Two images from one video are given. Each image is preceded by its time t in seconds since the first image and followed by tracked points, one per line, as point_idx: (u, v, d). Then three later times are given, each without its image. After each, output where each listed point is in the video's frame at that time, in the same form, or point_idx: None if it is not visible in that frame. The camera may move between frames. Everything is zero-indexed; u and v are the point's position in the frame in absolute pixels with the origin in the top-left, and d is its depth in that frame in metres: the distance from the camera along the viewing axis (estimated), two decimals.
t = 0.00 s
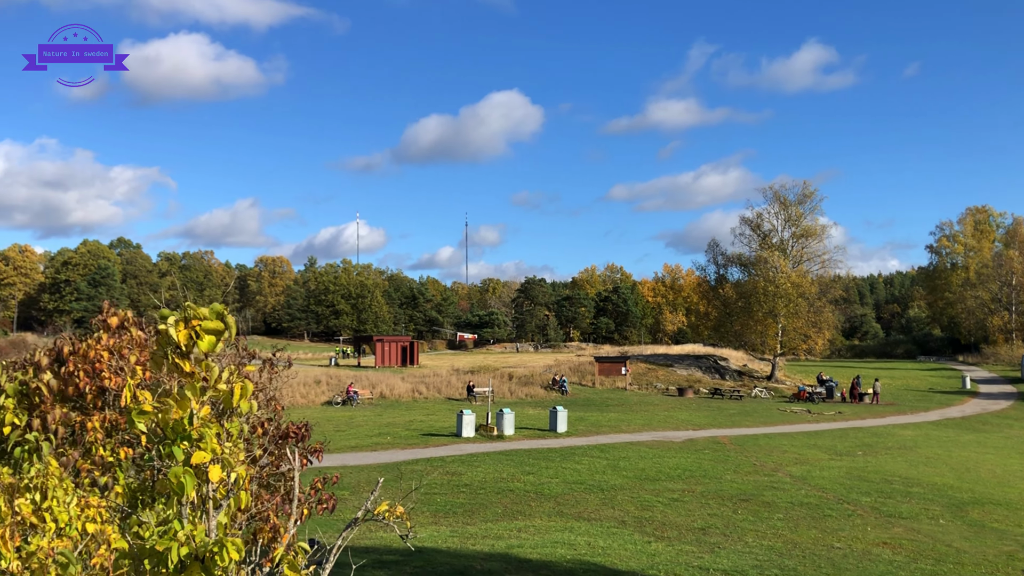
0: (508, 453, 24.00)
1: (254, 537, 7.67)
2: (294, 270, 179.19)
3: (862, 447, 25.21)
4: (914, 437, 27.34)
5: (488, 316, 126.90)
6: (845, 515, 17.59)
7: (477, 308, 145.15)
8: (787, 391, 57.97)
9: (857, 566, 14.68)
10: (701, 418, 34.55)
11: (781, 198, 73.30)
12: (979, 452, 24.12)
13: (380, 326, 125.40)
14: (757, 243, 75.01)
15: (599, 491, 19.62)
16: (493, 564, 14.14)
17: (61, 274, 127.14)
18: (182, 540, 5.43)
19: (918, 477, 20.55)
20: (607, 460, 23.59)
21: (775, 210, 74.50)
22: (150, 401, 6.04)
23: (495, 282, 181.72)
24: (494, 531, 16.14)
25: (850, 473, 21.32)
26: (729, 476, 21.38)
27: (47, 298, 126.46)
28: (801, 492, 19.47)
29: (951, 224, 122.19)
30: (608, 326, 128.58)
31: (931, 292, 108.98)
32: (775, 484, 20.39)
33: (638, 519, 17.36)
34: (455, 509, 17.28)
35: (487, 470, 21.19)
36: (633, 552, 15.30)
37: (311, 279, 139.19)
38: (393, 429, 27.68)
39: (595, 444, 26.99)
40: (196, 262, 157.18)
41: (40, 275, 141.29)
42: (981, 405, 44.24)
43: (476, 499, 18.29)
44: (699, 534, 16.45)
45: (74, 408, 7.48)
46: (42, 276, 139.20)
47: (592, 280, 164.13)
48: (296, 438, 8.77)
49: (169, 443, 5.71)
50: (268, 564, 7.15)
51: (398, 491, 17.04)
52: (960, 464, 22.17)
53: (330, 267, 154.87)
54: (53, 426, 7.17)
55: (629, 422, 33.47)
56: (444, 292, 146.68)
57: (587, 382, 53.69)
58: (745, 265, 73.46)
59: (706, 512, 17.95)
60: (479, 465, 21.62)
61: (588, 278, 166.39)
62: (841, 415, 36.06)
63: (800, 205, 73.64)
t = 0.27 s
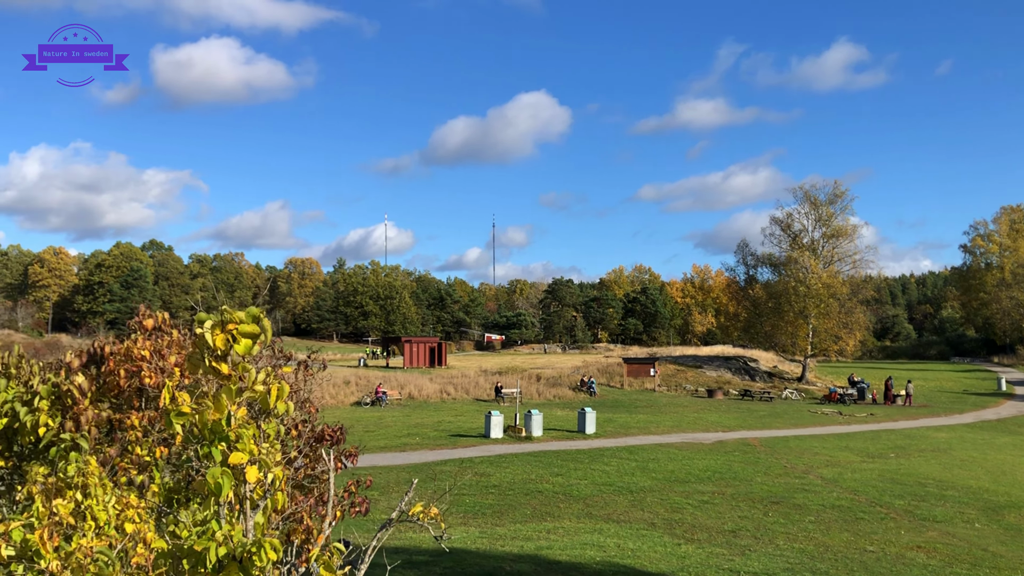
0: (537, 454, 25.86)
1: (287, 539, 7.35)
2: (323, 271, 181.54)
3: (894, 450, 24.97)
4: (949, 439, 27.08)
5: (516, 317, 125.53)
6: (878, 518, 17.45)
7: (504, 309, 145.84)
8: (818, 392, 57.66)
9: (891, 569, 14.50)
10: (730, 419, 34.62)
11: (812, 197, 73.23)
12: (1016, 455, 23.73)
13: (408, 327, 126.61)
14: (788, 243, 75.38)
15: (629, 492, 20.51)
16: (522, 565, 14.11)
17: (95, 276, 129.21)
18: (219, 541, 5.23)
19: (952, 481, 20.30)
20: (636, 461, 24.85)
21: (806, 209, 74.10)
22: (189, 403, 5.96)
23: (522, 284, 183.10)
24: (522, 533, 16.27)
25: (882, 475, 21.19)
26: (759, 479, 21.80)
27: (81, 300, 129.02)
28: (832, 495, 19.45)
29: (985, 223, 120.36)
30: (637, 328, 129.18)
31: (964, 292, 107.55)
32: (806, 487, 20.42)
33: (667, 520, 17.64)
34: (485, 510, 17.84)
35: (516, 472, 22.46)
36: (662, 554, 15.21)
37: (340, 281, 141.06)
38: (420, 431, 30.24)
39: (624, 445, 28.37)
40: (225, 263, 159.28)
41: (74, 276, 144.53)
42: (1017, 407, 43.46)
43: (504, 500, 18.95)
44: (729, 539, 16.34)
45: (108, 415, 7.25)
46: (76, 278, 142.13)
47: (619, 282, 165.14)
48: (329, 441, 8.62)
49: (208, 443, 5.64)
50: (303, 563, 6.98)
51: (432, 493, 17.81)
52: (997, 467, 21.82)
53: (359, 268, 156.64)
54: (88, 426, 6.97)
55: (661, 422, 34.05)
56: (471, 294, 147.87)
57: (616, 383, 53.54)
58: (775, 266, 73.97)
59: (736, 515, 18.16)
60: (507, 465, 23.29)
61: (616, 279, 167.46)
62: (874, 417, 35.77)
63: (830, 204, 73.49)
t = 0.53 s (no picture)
0: (574, 459, 27.19)
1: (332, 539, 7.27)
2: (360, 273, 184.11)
3: (939, 454, 24.56)
4: (996, 443, 26.59)
5: (553, 319, 125.69)
6: (923, 522, 17.25)
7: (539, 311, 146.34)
8: (860, 394, 56.72)
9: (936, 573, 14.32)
10: (770, 422, 34.44)
11: (854, 197, 72.07)
12: None
13: (445, 328, 127.70)
14: (829, 244, 74.22)
15: (669, 496, 21.34)
16: (561, 567, 14.26)
17: (139, 279, 132.74)
18: (269, 543, 5.18)
19: (998, 485, 19.98)
20: (675, 465, 25.63)
21: (847, 209, 73.08)
22: (237, 403, 5.92)
23: (558, 286, 183.34)
24: (561, 535, 16.53)
25: (926, 479, 20.96)
26: (801, 482, 21.85)
27: (125, 302, 132.87)
28: (875, 499, 19.37)
29: None
30: (674, 329, 128.60)
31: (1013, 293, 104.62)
32: (847, 490, 20.38)
33: (708, 524, 18.01)
34: (526, 512, 18.76)
35: (552, 474, 24.18)
36: (702, 558, 15.26)
37: (377, 283, 143.15)
38: (459, 433, 32.37)
39: (663, 448, 28.95)
40: (266, 265, 163.34)
41: (118, 279, 148.86)
42: None
43: (542, 502, 19.81)
44: (770, 543, 16.31)
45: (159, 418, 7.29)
46: (119, 281, 146.27)
47: (657, 284, 164.38)
48: (374, 443, 8.36)
49: (256, 445, 5.48)
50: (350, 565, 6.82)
51: (477, 495, 18.88)
52: None
53: (396, 270, 158.50)
54: (139, 428, 6.99)
55: (702, 424, 34.16)
56: (508, 295, 148.77)
57: (654, 386, 53.60)
58: (817, 266, 73.13)
59: (776, 519, 18.38)
60: (544, 468, 25.02)
61: (652, 281, 166.71)
62: (919, 420, 35.19)
63: (873, 204, 72.25)
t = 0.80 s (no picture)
0: (612, 461, 27.42)
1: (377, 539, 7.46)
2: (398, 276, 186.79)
3: (988, 458, 23.93)
4: None
5: (590, 321, 125.40)
6: (970, 529, 16.91)
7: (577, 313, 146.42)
8: (904, 397, 55.33)
9: None
10: (812, 425, 33.93)
11: (896, 197, 70.36)
12: None
13: (483, 331, 128.83)
14: (870, 245, 72.59)
15: (708, 500, 21.43)
16: (599, 571, 14.46)
17: (182, 282, 136.83)
18: (317, 542, 5.43)
19: None
20: (716, 469, 25.62)
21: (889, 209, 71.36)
22: (286, 408, 6.17)
23: (595, 289, 183.00)
24: (601, 539, 16.76)
25: (974, 484, 20.50)
26: (844, 486, 21.62)
27: (168, 306, 137.13)
28: (919, 504, 19.10)
29: None
30: (713, 332, 127.18)
31: None
32: (890, 495, 20.12)
33: (749, 529, 18.03)
34: (565, 515, 19.18)
35: (591, 477, 24.35)
36: (743, 562, 15.32)
37: (415, 286, 145.14)
38: (499, 436, 32.87)
39: (703, 451, 28.85)
40: (307, 269, 167.31)
41: (161, 282, 153.58)
42: None
43: (582, 505, 20.21)
44: (813, 549, 16.24)
45: (207, 417, 7.77)
46: (162, 284, 151.09)
47: (695, 286, 162.81)
48: (419, 444, 8.61)
49: (307, 446, 5.76)
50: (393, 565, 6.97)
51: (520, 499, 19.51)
52: None
53: (433, 273, 160.16)
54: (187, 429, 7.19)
55: (741, 427, 33.86)
56: (544, 298, 149.26)
57: (694, 389, 53.26)
58: (858, 267, 71.61)
59: (817, 524, 18.32)
60: (583, 471, 25.33)
61: (690, 283, 165.15)
62: (966, 424, 34.28)
63: (915, 204, 70.40)
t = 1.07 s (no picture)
0: (652, 465, 27.52)
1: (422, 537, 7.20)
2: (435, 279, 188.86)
3: None
4: None
5: (629, 324, 124.77)
6: (1019, 535, 16.58)
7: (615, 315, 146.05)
8: (950, 400, 53.91)
9: None
10: (855, 428, 33.38)
11: (940, 197, 68.53)
12: None
13: (521, 333, 129.57)
14: (913, 246, 70.84)
15: (750, 504, 21.38)
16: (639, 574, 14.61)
17: (224, 285, 140.30)
18: (363, 541, 5.13)
19: None
20: (756, 473, 25.47)
21: (933, 209, 69.45)
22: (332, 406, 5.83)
23: (634, 291, 182.12)
24: (641, 543, 16.95)
25: None
26: (888, 490, 21.35)
27: (211, 309, 141.07)
28: (966, 509, 18.76)
29: None
30: (753, 334, 125.36)
31: None
32: (936, 500, 19.80)
33: (790, 533, 17.98)
34: (604, 517, 19.51)
35: (630, 480, 24.48)
36: (785, 566, 15.30)
37: (453, 289, 146.62)
38: (539, 439, 33.24)
39: (744, 455, 28.66)
40: (347, 272, 170.63)
41: (203, 285, 158.46)
42: None
43: (621, 508, 20.50)
44: (856, 554, 16.12)
45: (249, 418, 8.44)
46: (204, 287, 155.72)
47: (734, 288, 160.73)
48: (456, 445, 9.13)
49: (353, 448, 5.48)
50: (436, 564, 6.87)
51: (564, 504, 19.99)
52: None
53: (470, 276, 161.42)
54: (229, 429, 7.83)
55: (781, 430, 33.52)
56: (581, 301, 149.27)
57: (734, 391, 52.71)
58: (901, 268, 69.94)
59: (860, 528, 18.17)
60: (623, 474, 25.53)
61: (730, 284, 163.10)
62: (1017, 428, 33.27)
63: (961, 204, 68.50)
